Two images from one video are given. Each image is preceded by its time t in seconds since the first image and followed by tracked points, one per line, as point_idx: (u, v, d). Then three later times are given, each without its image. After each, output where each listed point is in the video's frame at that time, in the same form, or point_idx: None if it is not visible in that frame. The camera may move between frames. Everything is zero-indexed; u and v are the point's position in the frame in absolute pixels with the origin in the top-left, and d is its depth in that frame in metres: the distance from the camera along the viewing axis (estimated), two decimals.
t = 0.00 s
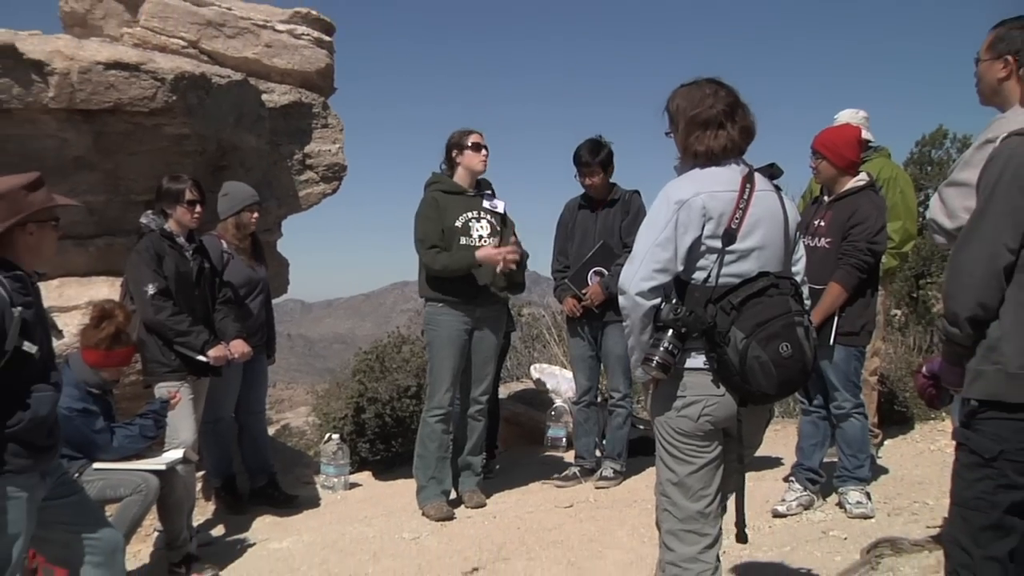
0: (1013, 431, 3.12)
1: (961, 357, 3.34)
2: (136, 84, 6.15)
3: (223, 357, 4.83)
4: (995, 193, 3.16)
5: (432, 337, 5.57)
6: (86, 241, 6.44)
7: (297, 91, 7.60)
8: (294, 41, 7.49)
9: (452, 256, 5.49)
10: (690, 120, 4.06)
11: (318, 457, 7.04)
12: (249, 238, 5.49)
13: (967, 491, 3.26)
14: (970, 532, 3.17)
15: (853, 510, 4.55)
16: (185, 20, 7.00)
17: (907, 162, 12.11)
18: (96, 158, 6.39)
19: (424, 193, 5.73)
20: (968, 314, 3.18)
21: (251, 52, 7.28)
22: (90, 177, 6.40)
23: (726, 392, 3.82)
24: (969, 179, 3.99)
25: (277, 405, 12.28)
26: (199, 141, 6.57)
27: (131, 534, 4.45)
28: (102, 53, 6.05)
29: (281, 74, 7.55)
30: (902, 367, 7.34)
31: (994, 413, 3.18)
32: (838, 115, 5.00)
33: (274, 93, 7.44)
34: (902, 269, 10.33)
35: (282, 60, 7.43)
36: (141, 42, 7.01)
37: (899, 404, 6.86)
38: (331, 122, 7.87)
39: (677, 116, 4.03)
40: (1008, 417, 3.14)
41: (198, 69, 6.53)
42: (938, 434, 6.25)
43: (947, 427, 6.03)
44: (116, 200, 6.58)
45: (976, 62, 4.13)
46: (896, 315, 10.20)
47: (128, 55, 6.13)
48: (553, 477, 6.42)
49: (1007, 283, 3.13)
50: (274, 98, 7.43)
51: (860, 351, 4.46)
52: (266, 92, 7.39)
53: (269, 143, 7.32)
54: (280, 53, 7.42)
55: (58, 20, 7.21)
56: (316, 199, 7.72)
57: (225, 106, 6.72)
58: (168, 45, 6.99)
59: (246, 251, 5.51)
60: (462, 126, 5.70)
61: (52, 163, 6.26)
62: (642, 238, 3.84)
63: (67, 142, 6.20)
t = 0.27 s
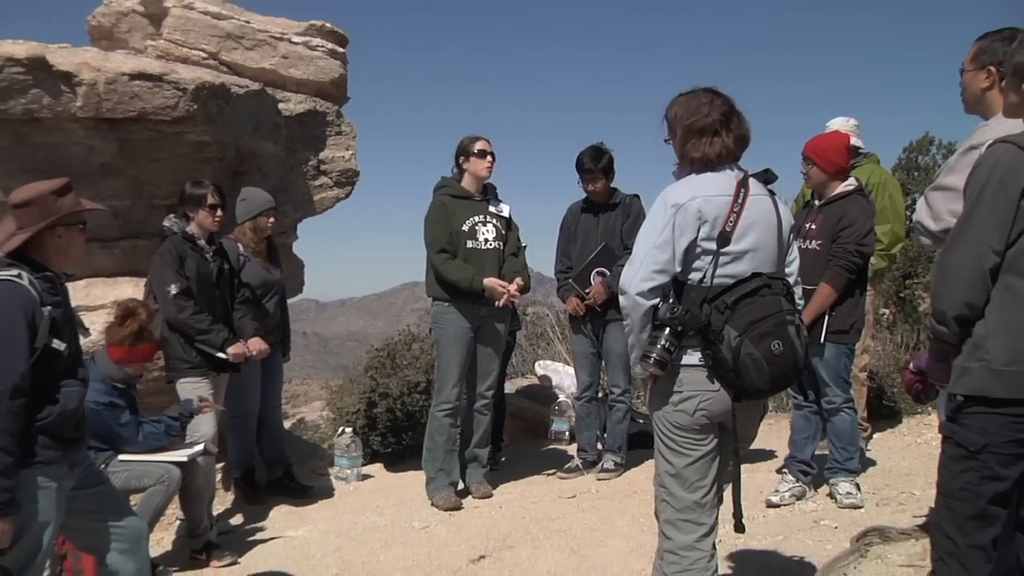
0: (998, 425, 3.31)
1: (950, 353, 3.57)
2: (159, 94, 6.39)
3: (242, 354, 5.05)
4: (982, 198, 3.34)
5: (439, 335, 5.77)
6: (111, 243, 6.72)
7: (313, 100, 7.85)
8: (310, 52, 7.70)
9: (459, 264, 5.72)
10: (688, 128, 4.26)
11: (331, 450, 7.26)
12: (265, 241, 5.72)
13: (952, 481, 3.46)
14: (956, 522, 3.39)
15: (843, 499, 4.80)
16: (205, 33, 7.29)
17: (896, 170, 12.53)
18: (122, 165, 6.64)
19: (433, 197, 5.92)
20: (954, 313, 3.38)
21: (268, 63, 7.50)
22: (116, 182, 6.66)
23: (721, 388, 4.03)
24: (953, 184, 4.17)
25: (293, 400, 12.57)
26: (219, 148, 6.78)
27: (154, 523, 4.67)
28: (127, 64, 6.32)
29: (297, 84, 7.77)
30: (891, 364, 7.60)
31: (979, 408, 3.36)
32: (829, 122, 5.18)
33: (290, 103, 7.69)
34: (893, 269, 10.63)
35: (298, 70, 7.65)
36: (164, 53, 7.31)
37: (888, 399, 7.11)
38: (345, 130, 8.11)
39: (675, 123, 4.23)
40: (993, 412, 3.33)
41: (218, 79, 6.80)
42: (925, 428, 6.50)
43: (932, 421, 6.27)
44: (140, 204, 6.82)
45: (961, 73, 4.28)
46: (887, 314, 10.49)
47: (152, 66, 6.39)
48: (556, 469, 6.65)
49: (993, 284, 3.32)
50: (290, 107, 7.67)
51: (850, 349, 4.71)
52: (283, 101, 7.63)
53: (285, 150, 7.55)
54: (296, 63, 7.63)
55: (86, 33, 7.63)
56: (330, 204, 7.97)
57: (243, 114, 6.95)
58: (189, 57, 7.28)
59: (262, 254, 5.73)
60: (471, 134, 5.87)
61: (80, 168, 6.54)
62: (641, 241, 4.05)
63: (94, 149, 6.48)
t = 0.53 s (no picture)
0: (983, 419, 3.50)
1: (935, 349, 3.76)
2: (182, 103, 6.72)
3: (260, 351, 5.30)
4: (966, 202, 3.54)
5: (447, 333, 5.99)
6: (136, 246, 6.97)
7: (327, 108, 8.15)
8: (325, 62, 8.04)
9: (466, 266, 5.93)
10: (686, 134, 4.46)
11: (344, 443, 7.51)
12: (280, 245, 5.95)
13: (940, 472, 3.67)
14: (942, 511, 3.60)
15: (835, 489, 5.04)
16: (227, 45, 7.57)
17: (885, 174, 12.80)
18: (145, 170, 6.90)
19: (441, 201, 6.14)
20: (940, 312, 3.56)
21: (285, 73, 7.82)
22: (139, 187, 6.92)
23: (719, 383, 4.23)
24: (939, 188, 4.31)
25: (308, 395, 12.87)
26: (238, 154, 7.08)
27: (177, 511, 4.91)
28: (150, 75, 6.64)
29: (313, 92, 8.08)
30: (880, 360, 7.86)
31: (965, 402, 3.56)
32: (821, 129, 5.39)
33: (306, 110, 7.99)
34: (883, 270, 10.94)
35: (313, 80, 7.96)
36: (186, 65, 7.59)
37: (877, 394, 7.36)
38: (358, 137, 8.40)
39: (674, 130, 4.43)
40: (978, 406, 3.52)
41: (237, 88, 7.11)
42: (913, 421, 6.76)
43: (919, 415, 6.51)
44: (163, 208, 7.09)
45: (946, 82, 4.46)
46: (877, 313, 10.74)
47: (175, 77, 6.74)
48: (560, 461, 6.88)
49: (977, 284, 3.51)
50: (306, 115, 7.97)
51: (841, 345, 4.95)
52: (299, 109, 7.95)
53: (301, 156, 7.84)
54: (311, 73, 7.95)
55: (113, 46, 7.82)
56: (344, 208, 8.16)
57: (262, 123, 7.28)
58: (210, 68, 7.55)
59: (277, 257, 5.97)
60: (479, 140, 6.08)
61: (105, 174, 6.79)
62: (642, 243, 4.25)
63: (119, 155, 6.74)
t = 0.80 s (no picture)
0: (965, 413, 3.71)
1: (920, 346, 3.96)
2: (201, 112, 7.00)
3: (275, 349, 5.55)
4: (949, 206, 3.73)
5: (453, 330, 6.21)
6: (158, 248, 7.26)
7: (339, 116, 8.42)
8: (337, 72, 8.29)
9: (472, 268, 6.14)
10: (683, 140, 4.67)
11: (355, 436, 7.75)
12: (293, 247, 6.21)
13: (924, 464, 3.89)
14: (927, 500, 3.83)
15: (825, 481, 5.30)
16: (243, 56, 7.84)
17: (872, 178, 13.11)
18: (166, 175, 7.21)
19: (448, 204, 6.36)
20: (926, 310, 3.75)
21: (300, 82, 8.10)
22: (161, 192, 7.20)
23: (714, 379, 4.45)
24: (924, 193, 4.48)
25: (320, 389, 13.19)
26: (255, 160, 7.36)
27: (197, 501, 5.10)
28: (171, 85, 6.94)
29: (326, 101, 8.35)
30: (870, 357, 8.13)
31: (948, 397, 3.77)
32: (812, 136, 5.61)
33: (319, 118, 8.26)
34: (871, 270, 11.23)
35: (326, 89, 8.22)
36: (205, 75, 7.88)
37: (866, 389, 7.63)
38: (368, 143, 8.62)
39: (672, 135, 4.65)
40: (960, 400, 3.73)
41: (254, 98, 7.42)
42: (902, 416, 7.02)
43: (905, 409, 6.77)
44: (183, 212, 7.41)
45: (930, 92, 4.66)
46: (865, 312, 11.05)
47: (194, 86, 7.02)
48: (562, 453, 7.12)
49: (959, 284, 3.70)
50: (320, 122, 8.26)
51: (831, 343, 5.20)
52: (313, 117, 8.22)
53: (315, 161, 8.11)
54: (324, 83, 8.21)
55: (136, 57, 8.13)
56: (356, 212, 8.44)
57: (277, 130, 7.57)
58: (228, 78, 7.82)
59: (290, 257, 6.21)
60: (485, 147, 6.32)
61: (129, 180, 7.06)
62: (641, 245, 4.47)
63: (142, 161, 7.03)
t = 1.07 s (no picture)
0: (945, 406, 3.90)
1: (903, 342, 4.19)
2: (216, 119, 7.34)
3: (286, 345, 5.81)
4: (930, 209, 3.94)
5: (457, 328, 6.43)
6: (175, 249, 7.62)
7: (349, 123, 8.72)
8: (346, 81, 8.63)
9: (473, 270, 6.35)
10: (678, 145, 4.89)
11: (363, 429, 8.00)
12: (301, 247, 6.44)
13: (906, 456, 4.09)
14: (909, 489, 4.00)
15: (811, 472, 5.57)
16: (256, 66, 8.20)
17: (856, 182, 13.52)
18: (183, 180, 7.54)
19: (452, 207, 6.59)
20: (908, 308, 3.97)
21: (310, 90, 8.42)
22: (178, 195, 7.57)
23: (706, 374, 4.64)
24: (906, 196, 4.64)
25: (328, 384, 13.49)
26: (267, 165, 7.71)
27: (212, 491, 5.32)
28: (188, 93, 7.27)
29: (335, 109, 8.65)
30: (856, 353, 8.42)
31: (930, 391, 3.98)
32: (799, 142, 5.85)
33: (329, 125, 8.53)
34: (857, 270, 11.54)
35: (335, 97, 8.54)
36: (220, 84, 8.23)
37: (852, 383, 7.91)
38: (376, 148, 8.93)
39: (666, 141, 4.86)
40: (942, 394, 3.93)
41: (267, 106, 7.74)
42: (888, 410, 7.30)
43: (890, 404, 7.05)
44: (199, 214, 7.74)
45: (912, 101, 4.87)
46: (850, 310, 11.40)
47: (210, 95, 7.35)
48: (562, 445, 7.38)
49: (939, 283, 3.91)
50: (329, 129, 8.52)
51: (819, 339, 5.42)
52: (323, 123, 8.50)
53: (325, 166, 8.41)
54: (334, 91, 8.53)
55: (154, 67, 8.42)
56: (364, 215, 8.68)
57: (289, 136, 7.89)
58: (242, 87, 8.20)
59: (299, 258, 6.46)
60: (487, 152, 6.53)
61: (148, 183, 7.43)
62: (636, 246, 4.69)
63: (160, 166, 7.36)
